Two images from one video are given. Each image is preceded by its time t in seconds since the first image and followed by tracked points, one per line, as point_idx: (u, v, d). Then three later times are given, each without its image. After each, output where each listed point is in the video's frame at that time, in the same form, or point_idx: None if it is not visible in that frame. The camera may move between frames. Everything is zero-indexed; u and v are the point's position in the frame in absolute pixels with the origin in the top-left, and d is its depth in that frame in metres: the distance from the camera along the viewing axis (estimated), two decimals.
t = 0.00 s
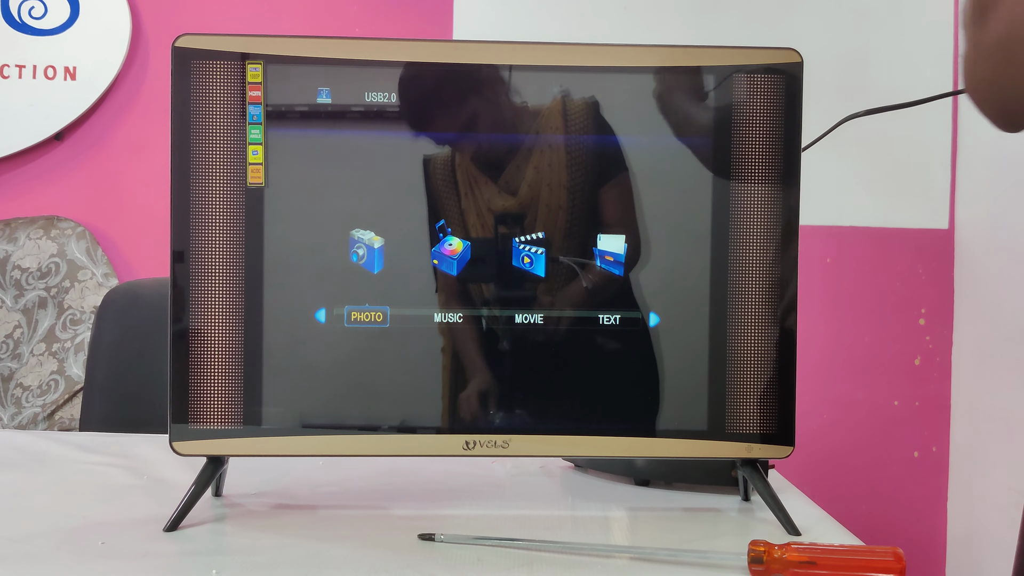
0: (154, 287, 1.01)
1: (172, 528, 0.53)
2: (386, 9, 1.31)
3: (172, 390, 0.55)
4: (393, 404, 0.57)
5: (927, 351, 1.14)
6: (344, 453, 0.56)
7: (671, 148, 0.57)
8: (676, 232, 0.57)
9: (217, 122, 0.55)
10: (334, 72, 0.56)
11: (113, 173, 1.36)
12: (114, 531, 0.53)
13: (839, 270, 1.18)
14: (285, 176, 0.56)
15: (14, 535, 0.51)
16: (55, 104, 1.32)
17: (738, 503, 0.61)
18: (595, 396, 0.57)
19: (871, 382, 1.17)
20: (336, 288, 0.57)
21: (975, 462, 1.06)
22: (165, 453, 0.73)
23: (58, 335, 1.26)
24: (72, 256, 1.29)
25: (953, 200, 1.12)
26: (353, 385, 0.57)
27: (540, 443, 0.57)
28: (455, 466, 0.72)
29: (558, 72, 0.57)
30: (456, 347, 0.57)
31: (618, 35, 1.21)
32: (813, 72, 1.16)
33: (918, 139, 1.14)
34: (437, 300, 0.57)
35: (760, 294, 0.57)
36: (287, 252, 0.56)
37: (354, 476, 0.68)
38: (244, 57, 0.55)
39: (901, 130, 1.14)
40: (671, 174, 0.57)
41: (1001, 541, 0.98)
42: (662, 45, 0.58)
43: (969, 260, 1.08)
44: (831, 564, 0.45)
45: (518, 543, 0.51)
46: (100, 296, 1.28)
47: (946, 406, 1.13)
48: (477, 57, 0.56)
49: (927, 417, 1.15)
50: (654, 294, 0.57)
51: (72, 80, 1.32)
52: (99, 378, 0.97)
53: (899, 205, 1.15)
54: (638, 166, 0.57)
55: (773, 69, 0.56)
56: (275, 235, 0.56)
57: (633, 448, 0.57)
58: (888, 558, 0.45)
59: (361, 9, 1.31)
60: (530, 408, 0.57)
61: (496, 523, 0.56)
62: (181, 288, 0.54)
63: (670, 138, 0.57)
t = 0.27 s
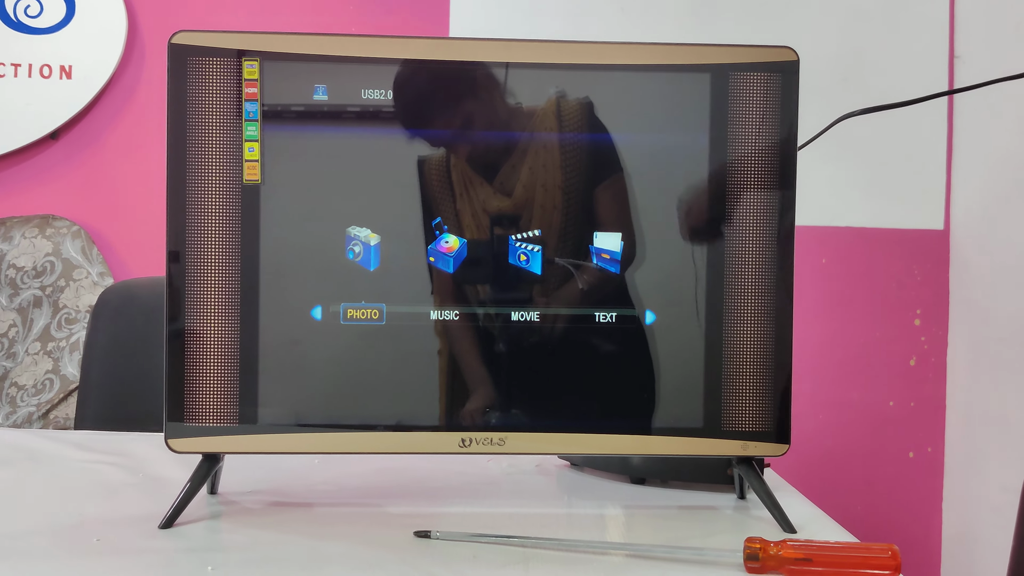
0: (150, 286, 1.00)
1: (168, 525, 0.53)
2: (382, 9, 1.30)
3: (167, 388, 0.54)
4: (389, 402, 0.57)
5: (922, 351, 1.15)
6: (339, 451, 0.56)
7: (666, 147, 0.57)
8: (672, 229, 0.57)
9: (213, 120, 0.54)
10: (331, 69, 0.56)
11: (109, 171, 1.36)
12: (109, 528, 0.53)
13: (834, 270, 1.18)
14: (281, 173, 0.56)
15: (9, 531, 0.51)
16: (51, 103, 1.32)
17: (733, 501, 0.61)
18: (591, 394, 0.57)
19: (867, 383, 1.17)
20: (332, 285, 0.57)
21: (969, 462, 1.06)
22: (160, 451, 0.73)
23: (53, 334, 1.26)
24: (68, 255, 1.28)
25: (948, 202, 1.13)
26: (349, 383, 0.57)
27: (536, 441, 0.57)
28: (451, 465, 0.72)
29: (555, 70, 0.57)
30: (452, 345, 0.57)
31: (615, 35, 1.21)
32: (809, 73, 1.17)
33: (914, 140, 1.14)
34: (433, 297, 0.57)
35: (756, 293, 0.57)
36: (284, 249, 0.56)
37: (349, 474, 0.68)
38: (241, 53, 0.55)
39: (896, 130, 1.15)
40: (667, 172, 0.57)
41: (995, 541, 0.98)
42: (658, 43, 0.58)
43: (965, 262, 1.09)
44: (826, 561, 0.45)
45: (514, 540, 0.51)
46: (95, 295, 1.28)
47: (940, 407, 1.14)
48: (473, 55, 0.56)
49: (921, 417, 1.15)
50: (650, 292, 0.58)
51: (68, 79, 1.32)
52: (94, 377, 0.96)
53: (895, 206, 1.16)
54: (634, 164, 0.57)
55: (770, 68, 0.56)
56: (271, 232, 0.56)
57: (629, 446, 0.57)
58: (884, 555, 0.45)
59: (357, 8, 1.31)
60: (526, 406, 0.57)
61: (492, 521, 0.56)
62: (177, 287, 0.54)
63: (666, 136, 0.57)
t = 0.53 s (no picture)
0: (144, 285, 1.00)
1: (161, 524, 0.52)
2: (378, 9, 1.30)
3: (160, 387, 0.54)
4: (383, 401, 0.57)
5: (917, 352, 1.15)
6: (333, 449, 0.56)
7: (661, 145, 0.57)
8: (666, 228, 0.57)
9: (207, 117, 0.54)
10: (325, 67, 0.56)
11: (104, 170, 1.35)
12: (102, 527, 0.52)
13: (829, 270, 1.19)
14: (274, 171, 0.56)
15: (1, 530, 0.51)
16: (45, 102, 1.32)
17: (728, 500, 0.61)
18: (585, 393, 0.57)
19: (862, 383, 1.17)
20: (326, 283, 0.57)
21: (963, 462, 1.07)
22: (153, 450, 0.73)
23: (47, 333, 1.26)
24: (62, 254, 1.28)
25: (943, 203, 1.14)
26: (343, 381, 0.57)
27: (531, 440, 0.57)
28: (445, 464, 0.72)
29: (549, 69, 0.57)
30: (446, 344, 0.57)
31: (611, 35, 1.21)
32: (804, 73, 1.17)
33: (908, 141, 1.15)
34: (428, 296, 0.57)
35: (751, 292, 0.57)
36: (277, 247, 0.56)
37: (344, 473, 0.67)
38: (235, 51, 0.55)
39: (891, 131, 1.15)
40: (662, 171, 0.57)
41: (989, 541, 0.99)
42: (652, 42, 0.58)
43: (960, 263, 1.09)
44: (820, 559, 0.45)
45: (508, 539, 0.51)
46: (90, 295, 1.28)
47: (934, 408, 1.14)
48: (468, 54, 0.56)
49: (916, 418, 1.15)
50: (644, 291, 0.58)
51: (62, 78, 1.32)
52: (88, 376, 0.96)
53: (890, 206, 1.16)
54: (629, 163, 0.57)
55: (764, 67, 0.56)
56: (265, 230, 0.56)
57: (624, 445, 0.56)
58: (878, 554, 0.45)
59: (353, 8, 1.31)
60: (520, 405, 0.57)
61: (486, 520, 0.56)
62: (170, 288, 0.54)
63: (661, 136, 0.57)
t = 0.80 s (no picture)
0: (142, 286, 1.00)
1: (158, 523, 0.52)
2: (377, 10, 1.31)
3: (158, 387, 0.54)
4: (380, 401, 0.57)
5: (913, 353, 1.15)
6: (330, 450, 0.56)
7: (658, 146, 0.57)
8: (662, 230, 0.57)
9: (205, 117, 0.54)
10: (323, 67, 0.56)
11: (101, 170, 1.35)
12: (99, 526, 0.52)
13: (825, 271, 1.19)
14: (272, 171, 0.56)
15: None
16: (43, 101, 1.32)
17: (724, 501, 0.61)
18: (581, 394, 0.57)
19: (860, 385, 1.18)
20: (324, 283, 0.57)
21: (959, 463, 1.07)
22: (150, 450, 0.73)
23: (44, 333, 1.25)
24: (59, 254, 1.28)
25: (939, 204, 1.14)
26: (340, 382, 0.57)
27: (528, 440, 0.57)
28: (442, 464, 0.72)
29: (546, 69, 0.57)
30: (442, 345, 0.57)
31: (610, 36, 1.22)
32: (802, 75, 1.17)
33: (905, 142, 1.15)
34: (425, 296, 0.57)
35: (748, 292, 0.57)
36: (275, 247, 0.56)
37: (341, 473, 0.67)
38: (233, 51, 0.55)
39: (888, 132, 1.15)
40: (658, 173, 0.57)
41: (985, 542, 0.99)
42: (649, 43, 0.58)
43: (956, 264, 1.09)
44: (817, 560, 0.45)
45: (505, 539, 0.51)
46: (87, 295, 1.27)
47: (930, 409, 1.15)
48: (466, 54, 0.56)
49: (912, 419, 1.16)
50: (641, 292, 0.58)
51: (60, 77, 1.31)
52: (85, 377, 0.96)
53: (887, 207, 1.16)
54: (624, 164, 0.57)
55: (761, 68, 0.56)
56: (262, 230, 0.56)
57: (621, 446, 0.57)
58: (874, 555, 0.45)
59: (351, 8, 1.31)
60: (516, 406, 0.57)
61: (484, 520, 0.56)
62: (167, 288, 0.54)
63: (657, 136, 0.57)
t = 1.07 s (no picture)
0: (141, 284, 1.00)
1: (155, 520, 0.52)
2: (376, 10, 1.31)
3: (156, 384, 0.54)
4: (378, 398, 0.57)
5: (913, 352, 1.15)
6: (327, 448, 0.56)
7: (656, 144, 0.57)
8: (660, 227, 0.57)
9: (204, 114, 0.54)
10: (322, 65, 0.56)
11: (101, 169, 1.35)
12: (96, 524, 0.52)
13: (824, 271, 1.19)
14: (270, 169, 0.56)
15: None
16: (42, 100, 1.32)
17: (722, 499, 0.61)
18: (579, 392, 0.57)
19: (858, 384, 1.18)
20: (322, 281, 0.57)
21: (958, 462, 1.07)
22: (149, 448, 0.73)
23: (42, 332, 1.25)
24: (58, 253, 1.28)
25: (938, 204, 1.14)
26: (337, 380, 0.57)
27: (526, 438, 0.57)
28: (440, 462, 0.72)
29: (544, 68, 0.57)
30: (440, 343, 0.57)
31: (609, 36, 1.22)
32: (801, 75, 1.17)
33: (904, 142, 1.15)
34: (423, 294, 0.57)
35: (745, 290, 0.57)
36: (273, 245, 0.56)
37: (339, 471, 0.67)
38: (231, 49, 0.55)
39: (887, 132, 1.15)
40: (656, 171, 0.57)
41: (984, 541, 0.99)
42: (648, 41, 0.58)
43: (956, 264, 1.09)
44: (814, 557, 0.46)
45: (503, 536, 0.51)
46: (86, 293, 1.27)
47: (929, 409, 1.14)
48: (465, 52, 0.56)
49: (911, 419, 1.15)
50: (639, 290, 0.58)
51: (59, 76, 1.32)
52: (85, 375, 0.96)
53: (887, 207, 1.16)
54: (622, 162, 0.57)
55: (759, 66, 0.57)
56: (260, 228, 0.56)
57: (619, 444, 0.57)
58: (871, 553, 0.45)
59: (350, 8, 1.31)
60: (513, 405, 0.57)
61: (481, 518, 0.56)
62: (165, 287, 0.54)
63: (655, 134, 0.57)
